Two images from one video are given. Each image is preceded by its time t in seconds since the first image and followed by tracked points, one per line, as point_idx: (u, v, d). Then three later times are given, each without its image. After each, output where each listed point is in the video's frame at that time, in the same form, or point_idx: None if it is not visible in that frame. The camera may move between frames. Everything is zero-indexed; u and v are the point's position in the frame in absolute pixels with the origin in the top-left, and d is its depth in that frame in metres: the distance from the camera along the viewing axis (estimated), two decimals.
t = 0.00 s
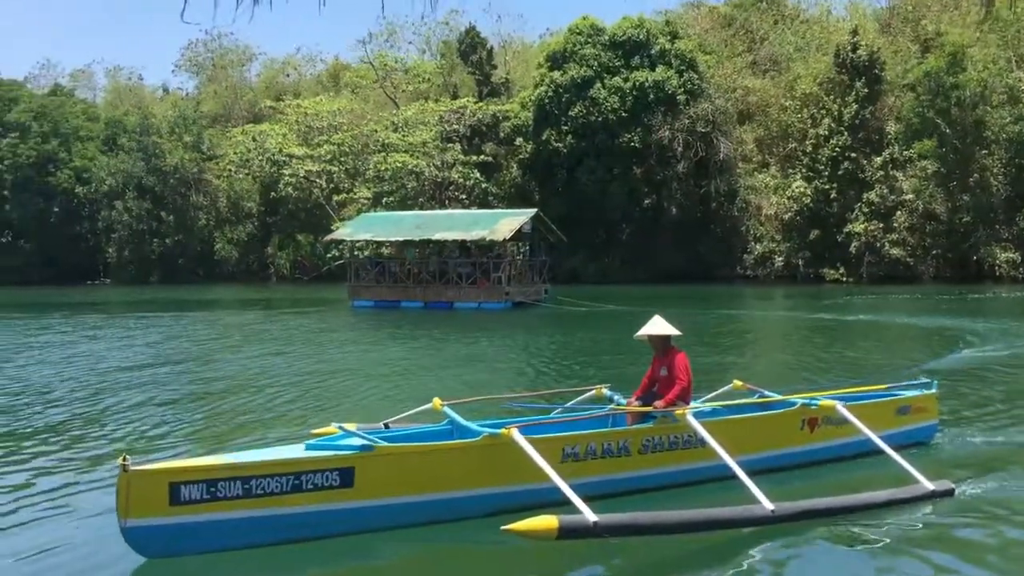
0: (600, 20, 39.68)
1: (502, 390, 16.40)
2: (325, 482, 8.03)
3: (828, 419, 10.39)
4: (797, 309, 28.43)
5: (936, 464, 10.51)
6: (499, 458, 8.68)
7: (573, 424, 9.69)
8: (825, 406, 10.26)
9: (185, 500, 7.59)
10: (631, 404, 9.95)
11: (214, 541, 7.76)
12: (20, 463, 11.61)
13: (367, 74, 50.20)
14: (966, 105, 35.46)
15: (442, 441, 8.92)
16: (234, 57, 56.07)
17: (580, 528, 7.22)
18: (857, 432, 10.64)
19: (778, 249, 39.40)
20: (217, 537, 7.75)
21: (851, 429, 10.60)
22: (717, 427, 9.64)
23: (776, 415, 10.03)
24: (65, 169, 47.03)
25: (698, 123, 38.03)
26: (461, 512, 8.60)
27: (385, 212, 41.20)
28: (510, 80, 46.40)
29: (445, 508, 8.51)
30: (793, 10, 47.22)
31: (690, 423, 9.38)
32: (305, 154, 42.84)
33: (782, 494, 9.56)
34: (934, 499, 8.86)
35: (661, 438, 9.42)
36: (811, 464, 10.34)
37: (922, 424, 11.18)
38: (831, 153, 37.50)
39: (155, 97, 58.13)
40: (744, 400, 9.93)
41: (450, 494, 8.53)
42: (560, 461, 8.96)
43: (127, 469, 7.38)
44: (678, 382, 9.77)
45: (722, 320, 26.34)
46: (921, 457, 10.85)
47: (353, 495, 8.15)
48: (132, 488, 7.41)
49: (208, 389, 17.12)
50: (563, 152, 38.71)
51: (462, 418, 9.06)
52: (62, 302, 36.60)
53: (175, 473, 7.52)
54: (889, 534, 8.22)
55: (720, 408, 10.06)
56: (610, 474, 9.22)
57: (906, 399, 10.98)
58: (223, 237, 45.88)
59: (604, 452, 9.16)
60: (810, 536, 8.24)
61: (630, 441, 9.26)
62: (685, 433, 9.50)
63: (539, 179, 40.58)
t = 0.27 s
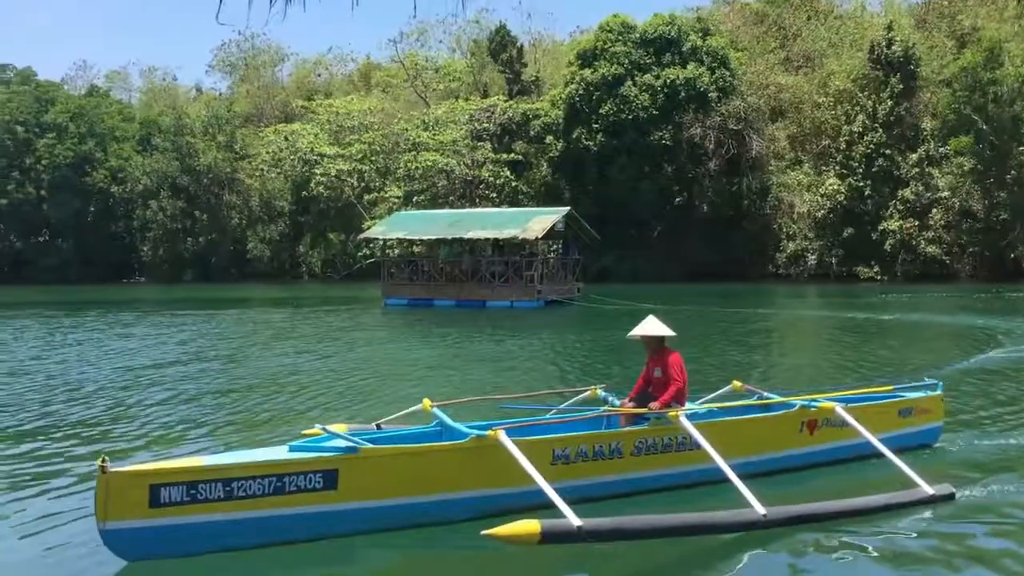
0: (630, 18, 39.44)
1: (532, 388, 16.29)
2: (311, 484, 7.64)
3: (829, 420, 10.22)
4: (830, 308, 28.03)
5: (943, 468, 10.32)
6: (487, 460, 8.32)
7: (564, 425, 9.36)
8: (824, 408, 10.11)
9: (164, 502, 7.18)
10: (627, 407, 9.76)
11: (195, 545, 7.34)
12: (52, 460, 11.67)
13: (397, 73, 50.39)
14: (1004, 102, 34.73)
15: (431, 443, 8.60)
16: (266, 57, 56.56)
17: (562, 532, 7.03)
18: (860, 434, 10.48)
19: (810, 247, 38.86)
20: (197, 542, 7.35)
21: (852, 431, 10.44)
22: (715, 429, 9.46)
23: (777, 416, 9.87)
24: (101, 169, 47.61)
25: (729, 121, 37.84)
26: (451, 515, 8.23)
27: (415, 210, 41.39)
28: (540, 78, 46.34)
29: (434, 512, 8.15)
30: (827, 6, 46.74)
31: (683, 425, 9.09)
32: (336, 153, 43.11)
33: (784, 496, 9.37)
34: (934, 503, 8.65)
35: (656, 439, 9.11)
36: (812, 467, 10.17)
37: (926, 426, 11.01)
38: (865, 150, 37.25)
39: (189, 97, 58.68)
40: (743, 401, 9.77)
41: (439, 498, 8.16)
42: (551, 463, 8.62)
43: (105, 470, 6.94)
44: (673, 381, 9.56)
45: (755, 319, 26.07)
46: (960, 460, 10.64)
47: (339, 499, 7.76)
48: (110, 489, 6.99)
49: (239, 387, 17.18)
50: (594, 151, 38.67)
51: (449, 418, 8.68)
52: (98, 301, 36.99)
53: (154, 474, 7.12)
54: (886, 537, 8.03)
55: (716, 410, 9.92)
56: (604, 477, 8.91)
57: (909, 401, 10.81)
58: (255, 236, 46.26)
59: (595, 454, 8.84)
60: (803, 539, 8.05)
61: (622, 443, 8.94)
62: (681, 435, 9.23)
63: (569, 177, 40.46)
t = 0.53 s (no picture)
0: (647, 13, 39.31)
1: (546, 383, 16.50)
2: (276, 484, 8.06)
3: (813, 419, 10.30)
4: (845, 304, 27.91)
5: (927, 467, 10.38)
6: (456, 460, 8.70)
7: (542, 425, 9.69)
8: (807, 407, 10.18)
9: (129, 502, 7.63)
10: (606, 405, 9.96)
11: (160, 543, 7.79)
12: (77, 450, 11.99)
13: (414, 69, 50.42)
14: None
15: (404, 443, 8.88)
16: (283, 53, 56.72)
17: (527, 535, 7.07)
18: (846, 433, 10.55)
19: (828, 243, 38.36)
20: (163, 541, 7.80)
21: (836, 431, 10.51)
22: (695, 429, 9.62)
23: (759, 416, 9.98)
24: (120, 166, 47.86)
25: (748, 116, 37.54)
26: (423, 514, 8.66)
27: (432, 206, 41.51)
28: (557, 73, 46.24)
29: (403, 511, 8.55)
30: None
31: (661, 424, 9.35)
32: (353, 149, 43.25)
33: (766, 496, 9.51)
34: (915, 505, 8.69)
35: (633, 439, 9.40)
36: (796, 466, 10.27)
37: (914, 425, 11.07)
38: (884, 145, 37.00)
39: (206, 94, 58.93)
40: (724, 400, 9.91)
41: (407, 497, 8.56)
42: (525, 462, 8.97)
43: (70, 472, 7.40)
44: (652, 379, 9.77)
45: (769, 315, 26.15)
46: (965, 457, 10.79)
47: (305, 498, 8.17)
48: (75, 490, 7.43)
49: (258, 381, 17.47)
50: (610, 146, 38.31)
51: (423, 418, 9.06)
52: (119, 296, 37.26)
53: (120, 475, 7.56)
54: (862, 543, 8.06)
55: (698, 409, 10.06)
56: (580, 476, 9.24)
57: (895, 400, 10.86)
58: (272, 232, 46.49)
59: (572, 454, 9.17)
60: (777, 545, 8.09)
61: (599, 442, 9.26)
62: (657, 434, 9.48)
63: (586, 173, 40.13)
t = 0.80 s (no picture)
0: (642, 6, 39.35)
1: (538, 377, 16.50)
2: (221, 484, 7.85)
3: (771, 415, 10.21)
4: (839, 299, 27.90)
5: (888, 463, 10.34)
6: (405, 458, 8.54)
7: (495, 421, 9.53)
8: (765, 403, 10.08)
9: (68, 503, 7.38)
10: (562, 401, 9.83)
11: (100, 546, 7.57)
12: (66, 443, 11.97)
13: (407, 62, 50.30)
14: (1017, 91, 34.58)
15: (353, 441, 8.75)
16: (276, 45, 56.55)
17: (471, 536, 7.04)
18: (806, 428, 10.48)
19: (822, 237, 38.68)
20: (103, 542, 7.55)
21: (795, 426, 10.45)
22: (652, 425, 9.49)
23: (717, 412, 9.89)
24: (112, 159, 47.63)
25: (741, 110, 37.59)
26: (370, 514, 8.49)
27: (425, 199, 41.48)
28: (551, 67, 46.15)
29: (351, 510, 8.38)
30: None
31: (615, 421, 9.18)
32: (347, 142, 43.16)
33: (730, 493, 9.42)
34: (871, 500, 8.69)
35: (588, 436, 9.25)
36: (755, 462, 10.18)
37: (875, 420, 11.05)
38: (878, 139, 37.02)
39: (199, 86, 58.76)
40: (682, 395, 9.78)
41: (355, 496, 8.39)
42: (477, 461, 8.81)
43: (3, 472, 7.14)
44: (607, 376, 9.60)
45: (761, 309, 26.18)
46: (953, 453, 10.81)
47: (252, 498, 7.97)
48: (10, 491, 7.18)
49: (250, 374, 17.45)
50: (604, 140, 38.37)
51: (375, 415, 8.91)
52: (112, 289, 37.17)
53: (57, 475, 7.31)
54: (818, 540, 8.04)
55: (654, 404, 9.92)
56: (532, 475, 9.08)
57: (856, 395, 10.83)
58: (265, 225, 46.41)
59: (525, 451, 9.01)
60: (734, 541, 8.07)
61: (553, 439, 9.10)
62: (612, 431, 9.32)
63: (580, 167, 40.21)
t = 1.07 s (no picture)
0: (614, 2, 39.40)
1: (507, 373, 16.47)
2: (139, 485, 7.55)
3: (707, 412, 10.21)
4: (809, 295, 28.07)
5: (823, 460, 10.40)
6: (334, 457, 8.29)
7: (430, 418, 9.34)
8: (700, 400, 10.07)
9: None
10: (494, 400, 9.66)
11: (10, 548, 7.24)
12: (27, 443, 11.77)
13: (379, 56, 50.11)
14: (984, 89, 35.00)
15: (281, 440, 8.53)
16: (247, 38, 56.08)
17: (392, 538, 6.87)
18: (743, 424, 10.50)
19: (792, 233, 39.14)
20: (15, 546, 7.24)
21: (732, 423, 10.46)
22: (586, 423, 9.43)
23: (652, 409, 9.86)
24: (79, 151, 46.99)
25: (713, 106, 37.81)
26: (296, 514, 8.22)
27: (398, 194, 41.37)
28: (524, 62, 46.14)
29: (278, 511, 8.13)
30: None
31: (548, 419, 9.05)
32: (319, 135, 42.91)
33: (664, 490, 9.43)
34: (803, 496, 8.76)
35: (524, 434, 9.10)
36: (690, 459, 10.17)
37: (813, 416, 11.12)
38: (847, 136, 37.30)
39: (168, 79, 58.18)
40: (617, 392, 9.73)
41: (282, 496, 8.13)
42: (408, 459, 8.62)
43: None
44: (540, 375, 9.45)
45: (731, 304, 26.31)
46: (916, 449, 10.90)
47: (173, 499, 7.69)
48: None
49: (218, 370, 17.27)
50: (577, 135, 38.47)
51: (304, 413, 8.70)
52: (81, 284, 36.75)
53: None
54: (745, 538, 8.00)
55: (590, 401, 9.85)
56: (464, 473, 8.89)
57: (794, 391, 10.88)
58: (236, 219, 46.05)
59: (459, 450, 8.82)
60: (660, 540, 7.99)
61: (487, 438, 8.91)
62: (545, 429, 9.17)
63: (552, 162, 40.28)
